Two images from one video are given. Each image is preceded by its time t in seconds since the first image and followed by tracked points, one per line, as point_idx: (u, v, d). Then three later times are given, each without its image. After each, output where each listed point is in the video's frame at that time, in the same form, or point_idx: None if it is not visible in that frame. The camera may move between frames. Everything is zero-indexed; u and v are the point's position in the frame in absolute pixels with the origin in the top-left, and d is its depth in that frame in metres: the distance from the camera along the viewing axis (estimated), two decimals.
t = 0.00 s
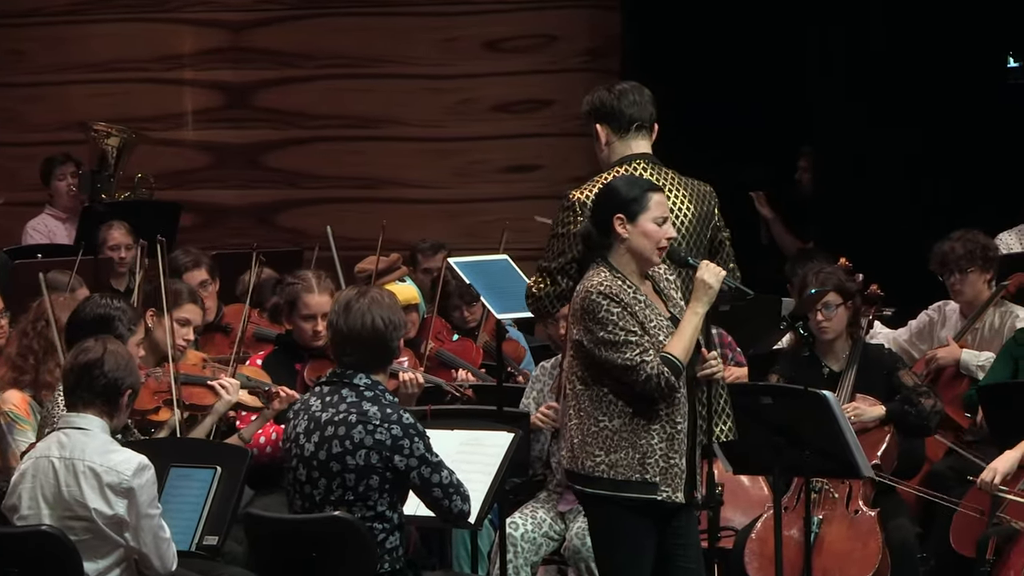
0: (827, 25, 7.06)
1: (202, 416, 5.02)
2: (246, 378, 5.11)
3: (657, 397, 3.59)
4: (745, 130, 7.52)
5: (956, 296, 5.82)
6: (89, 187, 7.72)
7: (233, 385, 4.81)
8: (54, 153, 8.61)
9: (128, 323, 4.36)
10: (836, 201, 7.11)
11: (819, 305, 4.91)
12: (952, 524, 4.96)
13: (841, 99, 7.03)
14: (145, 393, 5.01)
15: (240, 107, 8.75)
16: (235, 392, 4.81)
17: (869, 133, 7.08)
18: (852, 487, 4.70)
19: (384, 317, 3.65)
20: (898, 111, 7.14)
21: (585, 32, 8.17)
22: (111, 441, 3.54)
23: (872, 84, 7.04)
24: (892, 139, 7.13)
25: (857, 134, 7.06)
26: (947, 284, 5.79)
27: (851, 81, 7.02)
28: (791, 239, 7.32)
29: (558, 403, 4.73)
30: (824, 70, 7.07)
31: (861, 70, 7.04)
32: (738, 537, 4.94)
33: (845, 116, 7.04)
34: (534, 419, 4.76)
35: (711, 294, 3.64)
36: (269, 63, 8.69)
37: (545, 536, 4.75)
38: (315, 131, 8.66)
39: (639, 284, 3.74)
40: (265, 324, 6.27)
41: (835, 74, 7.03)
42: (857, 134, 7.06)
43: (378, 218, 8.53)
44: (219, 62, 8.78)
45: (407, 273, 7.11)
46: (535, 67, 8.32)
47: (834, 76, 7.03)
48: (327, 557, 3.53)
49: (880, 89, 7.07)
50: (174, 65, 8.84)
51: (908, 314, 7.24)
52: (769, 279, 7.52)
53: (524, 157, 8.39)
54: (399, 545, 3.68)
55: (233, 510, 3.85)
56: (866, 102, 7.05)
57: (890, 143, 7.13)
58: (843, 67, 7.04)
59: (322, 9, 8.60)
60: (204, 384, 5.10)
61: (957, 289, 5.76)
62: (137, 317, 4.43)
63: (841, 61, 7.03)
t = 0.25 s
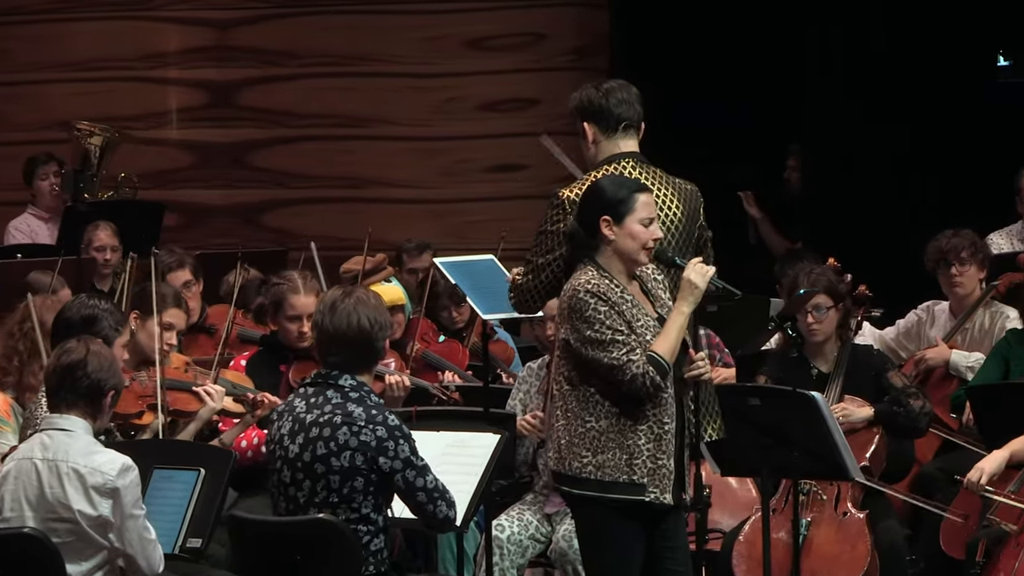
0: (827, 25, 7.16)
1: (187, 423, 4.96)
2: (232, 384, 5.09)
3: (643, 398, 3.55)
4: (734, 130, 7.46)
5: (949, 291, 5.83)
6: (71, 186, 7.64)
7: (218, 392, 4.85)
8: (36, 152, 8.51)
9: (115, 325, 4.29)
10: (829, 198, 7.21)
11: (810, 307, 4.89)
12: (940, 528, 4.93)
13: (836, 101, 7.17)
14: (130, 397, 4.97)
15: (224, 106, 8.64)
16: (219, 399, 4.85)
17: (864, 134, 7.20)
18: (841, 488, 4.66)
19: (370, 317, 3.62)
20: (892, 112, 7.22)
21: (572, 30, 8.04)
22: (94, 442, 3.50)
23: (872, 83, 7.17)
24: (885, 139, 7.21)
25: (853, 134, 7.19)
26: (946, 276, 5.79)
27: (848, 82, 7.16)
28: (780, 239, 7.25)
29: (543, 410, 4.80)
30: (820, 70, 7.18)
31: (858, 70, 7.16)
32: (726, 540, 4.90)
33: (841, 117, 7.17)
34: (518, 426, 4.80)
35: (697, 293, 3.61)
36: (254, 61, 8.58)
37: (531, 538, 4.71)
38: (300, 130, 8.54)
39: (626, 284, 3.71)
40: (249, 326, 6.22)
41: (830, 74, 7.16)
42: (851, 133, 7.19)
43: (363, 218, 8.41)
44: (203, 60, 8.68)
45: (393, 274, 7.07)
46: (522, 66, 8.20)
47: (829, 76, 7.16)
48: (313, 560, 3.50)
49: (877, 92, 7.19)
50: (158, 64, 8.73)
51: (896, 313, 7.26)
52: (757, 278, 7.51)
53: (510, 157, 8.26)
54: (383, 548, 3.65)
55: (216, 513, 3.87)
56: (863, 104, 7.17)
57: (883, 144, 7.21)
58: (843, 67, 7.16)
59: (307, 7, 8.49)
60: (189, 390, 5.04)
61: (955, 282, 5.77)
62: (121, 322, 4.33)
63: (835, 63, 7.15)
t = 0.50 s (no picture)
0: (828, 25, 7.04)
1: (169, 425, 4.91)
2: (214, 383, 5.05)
3: (623, 402, 3.52)
4: (718, 130, 7.46)
5: (938, 291, 5.81)
6: (54, 186, 7.59)
7: (201, 394, 4.81)
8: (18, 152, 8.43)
9: (98, 325, 4.25)
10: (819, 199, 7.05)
11: (797, 307, 4.88)
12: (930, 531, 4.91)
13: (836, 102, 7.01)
14: (113, 399, 4.97)
15: (208, 105, 8.56)
16: (203, 401, 4.82)
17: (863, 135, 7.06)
18: (829, 491, 4.65)
19: (355, 318, 3.57)
20: (885, 111, 7.15)
21: (558, 28, 7.94)
22: (77, 443, 3.45)
23: (870, 83, 7.07)
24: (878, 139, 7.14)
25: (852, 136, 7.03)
26: (935, 275, 5.77)
27: (849, 82, 7.03)
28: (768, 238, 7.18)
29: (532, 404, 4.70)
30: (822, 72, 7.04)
31: (858, 70, 7.06)
32: (714, 542, 4.87)
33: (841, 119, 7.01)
34: (506, 423, 4.73)
35: (682, 296, 3.57)
36: (238, 60, 8.51)
37: (518, 541, 4.67)
38: (285, 129, 8.46)
39: (613, 284, 3.68)
40: (232, 326, 6.16)
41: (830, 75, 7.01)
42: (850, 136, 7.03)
43: (347, 218, 8.33)
44: (187, 59, 8.59)
45: (377, 274, 7.02)
46: (508, 66, 8.10)
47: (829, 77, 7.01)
48: (297, 563, 3.47)
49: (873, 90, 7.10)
50: (142, 63, 8.64)
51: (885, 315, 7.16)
52: (745, 279, 7.43)
53: (494, 157, 8.17)
54: (369, 550, 3.62)
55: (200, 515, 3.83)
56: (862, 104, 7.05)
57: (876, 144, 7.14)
58: (843, 67, 7.03)
59: (292, 5, 8.41)
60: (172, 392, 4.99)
61: (944, 281, 5.75)
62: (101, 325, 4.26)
63: (834, 62, 7.02)
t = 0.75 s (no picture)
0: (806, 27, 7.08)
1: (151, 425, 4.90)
2: (195, 378, 5.03)
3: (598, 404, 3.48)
4: (703, 130, 7.44)
5: (926, 289, 5.79)
6: (35, 185, 7.51)
7: (183, 394, 4.78)
8: None
9: (77, 322, 4.22)
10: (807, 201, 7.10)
11: (785, 306, 4.86)
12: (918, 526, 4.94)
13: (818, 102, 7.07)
14: (95, 399, 4.91)
15: (190, 104, 8.46)
16: (185, 402, 4.78)
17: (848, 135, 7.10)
18: (816, 492, 4.63)
19: (340, 318, 3.54)
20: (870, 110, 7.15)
21: (541, 27, 7.91)
22: (62, 444, 3.42)
23: (850, 85, 7.10)
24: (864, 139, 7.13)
25: (837, 135, 7.08)
26: (923, 274, 5.75)
27: (826, 82, 7.07)
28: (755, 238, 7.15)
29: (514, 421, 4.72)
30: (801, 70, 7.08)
31: (836, 70, 7.10)
32: (700, 543, 4.84)
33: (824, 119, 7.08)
34: (489, 436, 4.74)
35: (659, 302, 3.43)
36: (220, 59, 8.41)
37: (502, 543, 4.63)
38: (267, 128, 8.36)
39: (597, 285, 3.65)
40: (215, 326, 6.11)
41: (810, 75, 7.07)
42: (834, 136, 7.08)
43: (330, 218, 8.25)
44: (168, 57, 8.48)
45: (361, 275, 6.97)
46: (491, 64, 8.04)
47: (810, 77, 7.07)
48: (280, 565, 3.43)
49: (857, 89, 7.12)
50: (123, 62, 8.54)
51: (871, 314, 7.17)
52: (731, 279, 7.39)
53: (479, 156, 8.11)
54: (352, 552, 3.58)
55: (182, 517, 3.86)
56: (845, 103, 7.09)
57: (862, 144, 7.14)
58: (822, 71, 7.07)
59: (275, 4, 8.31)
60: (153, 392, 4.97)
61: (932, 279, 5.73)
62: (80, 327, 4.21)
63: (813, 63, 7.07)
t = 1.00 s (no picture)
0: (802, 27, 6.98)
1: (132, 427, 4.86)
2: (174, 379, 4.98)
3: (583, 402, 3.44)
4: (690, 130, 7.40)
5: (912, 290, 5.78)
6: (17, 185, 7.34)
7: (165, 396, 4.72)
8: None
9: (57, 323, 4.20)
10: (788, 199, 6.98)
11: (771, 308, 4.83)
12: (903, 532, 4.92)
13: (805, 100, 7.01)
14: (75, 400, 4.84)
15: (172, 103, 8.38)
16: (167, 403, 4.72)
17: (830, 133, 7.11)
18: (802, 494, 4.60)
19: (322, 319, 3.49)
20: (849, 109, 7.23)
21: (526, 26, 7.89)
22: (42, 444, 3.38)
23: (845, 85, 7.20)
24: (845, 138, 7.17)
25: (821, 133, 7.03)
26: (910, 274, 5.74)
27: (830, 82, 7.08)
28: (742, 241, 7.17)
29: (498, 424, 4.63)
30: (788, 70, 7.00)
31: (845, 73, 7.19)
32: (686, 546, 4.80)
33: (810, 117, 7.02)
34: (476, 439, 4.63)
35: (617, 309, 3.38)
36: (203, 58, 8.34)
37: (487, 546, 4.59)
38: (250, 127, 8.29)
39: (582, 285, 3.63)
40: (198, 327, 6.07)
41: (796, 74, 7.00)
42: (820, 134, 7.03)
43: (313, 217, 8.17)
44: (150, 56, 8.40)
45: (345, 275, 6.92)
46: (476, 63, 8.00)
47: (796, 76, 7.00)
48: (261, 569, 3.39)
49: (838, 89, 7.21)
50: (105, 60, 8.46)
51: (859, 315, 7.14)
52: (718, 280, 7.34)
53: (464, 156, 8.06)
54: (335, 555, 3.54)
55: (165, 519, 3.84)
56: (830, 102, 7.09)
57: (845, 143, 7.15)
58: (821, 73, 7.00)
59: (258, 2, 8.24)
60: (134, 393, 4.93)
61: (920, 280, 5.72)
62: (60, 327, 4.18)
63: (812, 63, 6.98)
